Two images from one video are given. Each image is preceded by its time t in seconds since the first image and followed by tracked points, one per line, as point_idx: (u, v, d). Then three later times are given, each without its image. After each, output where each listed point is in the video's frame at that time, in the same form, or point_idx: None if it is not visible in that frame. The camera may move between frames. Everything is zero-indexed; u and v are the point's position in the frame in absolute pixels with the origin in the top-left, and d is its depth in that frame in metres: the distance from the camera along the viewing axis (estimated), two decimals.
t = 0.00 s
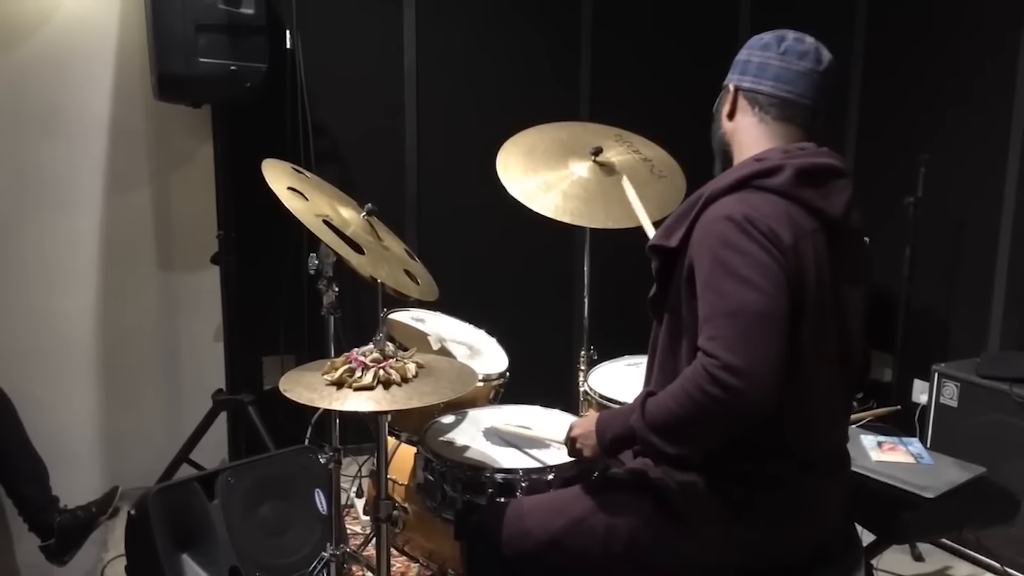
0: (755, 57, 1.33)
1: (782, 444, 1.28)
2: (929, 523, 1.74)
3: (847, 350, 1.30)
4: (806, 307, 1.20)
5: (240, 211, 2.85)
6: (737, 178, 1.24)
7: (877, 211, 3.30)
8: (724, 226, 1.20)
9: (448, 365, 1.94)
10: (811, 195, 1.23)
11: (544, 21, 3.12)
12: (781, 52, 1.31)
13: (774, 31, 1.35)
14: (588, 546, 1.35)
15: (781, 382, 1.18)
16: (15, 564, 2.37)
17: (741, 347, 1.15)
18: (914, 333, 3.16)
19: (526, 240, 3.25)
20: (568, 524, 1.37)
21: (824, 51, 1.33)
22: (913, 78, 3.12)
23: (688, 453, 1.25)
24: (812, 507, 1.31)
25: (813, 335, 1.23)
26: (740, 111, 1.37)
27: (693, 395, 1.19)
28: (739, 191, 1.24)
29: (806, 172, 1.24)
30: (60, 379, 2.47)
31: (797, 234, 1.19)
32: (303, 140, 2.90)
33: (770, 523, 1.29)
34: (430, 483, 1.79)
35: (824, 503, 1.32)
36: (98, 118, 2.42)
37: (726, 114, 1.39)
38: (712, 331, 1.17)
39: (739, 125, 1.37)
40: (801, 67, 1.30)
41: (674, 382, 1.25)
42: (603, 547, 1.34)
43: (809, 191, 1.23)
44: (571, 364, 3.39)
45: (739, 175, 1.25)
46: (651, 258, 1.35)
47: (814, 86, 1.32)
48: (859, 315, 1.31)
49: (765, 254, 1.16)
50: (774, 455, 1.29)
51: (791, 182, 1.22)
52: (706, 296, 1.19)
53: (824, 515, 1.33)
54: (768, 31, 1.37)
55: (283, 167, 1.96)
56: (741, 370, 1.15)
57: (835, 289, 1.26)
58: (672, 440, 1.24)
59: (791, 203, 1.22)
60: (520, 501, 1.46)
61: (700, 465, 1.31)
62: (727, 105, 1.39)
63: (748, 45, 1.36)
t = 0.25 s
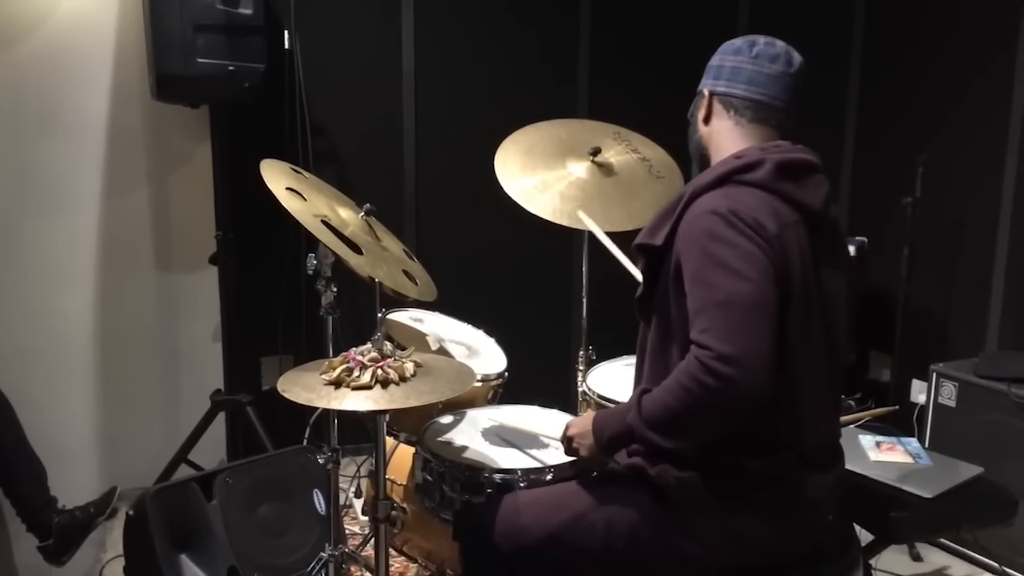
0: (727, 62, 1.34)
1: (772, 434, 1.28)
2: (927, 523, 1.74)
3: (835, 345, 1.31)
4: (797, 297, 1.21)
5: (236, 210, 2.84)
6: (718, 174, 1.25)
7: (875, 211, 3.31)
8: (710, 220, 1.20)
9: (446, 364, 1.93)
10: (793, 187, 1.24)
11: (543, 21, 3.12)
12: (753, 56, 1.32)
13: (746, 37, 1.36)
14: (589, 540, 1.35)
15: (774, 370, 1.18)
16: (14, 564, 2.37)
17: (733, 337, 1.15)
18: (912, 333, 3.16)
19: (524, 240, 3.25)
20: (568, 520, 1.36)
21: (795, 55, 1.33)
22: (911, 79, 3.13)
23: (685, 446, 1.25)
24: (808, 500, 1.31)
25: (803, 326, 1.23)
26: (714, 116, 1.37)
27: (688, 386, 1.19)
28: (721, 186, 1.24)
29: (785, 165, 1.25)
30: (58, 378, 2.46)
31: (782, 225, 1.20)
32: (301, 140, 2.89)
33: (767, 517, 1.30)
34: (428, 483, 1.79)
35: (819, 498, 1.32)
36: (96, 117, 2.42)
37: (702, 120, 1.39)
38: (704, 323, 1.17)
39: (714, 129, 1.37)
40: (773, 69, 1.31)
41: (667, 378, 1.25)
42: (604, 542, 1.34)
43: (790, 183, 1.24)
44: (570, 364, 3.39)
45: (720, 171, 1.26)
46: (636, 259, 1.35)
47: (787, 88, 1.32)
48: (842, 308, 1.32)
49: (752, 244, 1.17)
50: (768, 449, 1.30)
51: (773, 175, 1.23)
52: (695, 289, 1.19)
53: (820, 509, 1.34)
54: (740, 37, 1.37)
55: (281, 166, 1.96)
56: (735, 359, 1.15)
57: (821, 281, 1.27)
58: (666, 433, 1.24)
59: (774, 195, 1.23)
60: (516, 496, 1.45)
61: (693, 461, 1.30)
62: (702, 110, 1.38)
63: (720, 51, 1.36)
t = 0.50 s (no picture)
0: (707, 66, 1.33)
1: (763, 433, 1.28)
2: (927, 523, 1.74)
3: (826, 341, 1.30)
4: (786, 295, 1.21)
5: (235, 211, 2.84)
6: (697, 178, 1.25)
7: (876, 211, 3.30)
8: (692, 225, 1.20)
9: (447, 366, 1.93)
10: (773, 186, 1.24)
11: (543, 21, 3.12)
12: (730, 61, 1.30)
13: (726, 38, 1.34)
14: (587, 541, 1.35)
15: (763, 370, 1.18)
16: (15, 565, 2.37)
17: (722, 340, 1.15)
18: (912, 333, 3.16)
19: (525, 240, 3.25)
20: (567, 520, 1.37)
21: (774, 57, 1.32)
22: (912, 79, 3.13)
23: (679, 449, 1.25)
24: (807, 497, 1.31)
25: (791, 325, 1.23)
26: (695, 119, 1.36)
27: (677, 391, 1.20)
28: (701, 190, 1.24)
29: (763, 165, 1.24)
30: (59, 379, 2.46)
31: (764, 225, 1.20)
32: (301, 140, 2.89)
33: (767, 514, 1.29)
34: (429, 483, 1.79)
35: (815, 495, 1.32)
36: (96, 118, 2.42)
37: (684, 121, 1.39)
38: (692, 327, 1.17)
39: (695, 132, 1.37)
40: (749, 75, 1.30)
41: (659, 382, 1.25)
42: (602, 544, 1.34)
43: (770, 183, 1.24)
44: (570, 364, 3.39)
45: (699, 175, 1.25)
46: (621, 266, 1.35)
47: (765, 93, 1.31)
48: (833, 300, 1.32)
49: (734, 247, 1.17)
50: (763, 448, 1.29)
51: (750, 176, 1.22)
52: (681, 295, 1.19)
53: (820, 506, 1.34)
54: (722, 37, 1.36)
55: (281, 167, 1.96)
56: (723, 361, 1.15)
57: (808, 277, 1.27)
58: (660, 437, 1.24)
59: (754, 195, 1.22)
60: (518, 497, 1.45)
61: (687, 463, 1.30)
62: (683, 113, 1.38)
63: (700, 53, 1.35)
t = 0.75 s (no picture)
0: (712, 62, 1.32)
1: (764, 441, 1.27)
2: (927, 523, 1.74)
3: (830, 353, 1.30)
4: (790, 309, 1.20)
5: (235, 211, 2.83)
6: (705, 189, 1.23)
7: (876, 211, 3.30)
8: (698, 240, 1.18)
9: (447, 366, 1.93)
10: (781, 199, 1.22)
11: (544, 22, 3.12)
12: (737, 56, 1.29)
13: (733, 31, 1.33)
14: (587, 545, 1.35)
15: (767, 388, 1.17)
16: (15, 565, 2.37)
17: (725, 359, 1.14)
18: (912, 334, 3.16)
19: (525, 241, 3.26)
20: (568, 522, 1.36)
21: (781, 49, 1.31)
22: (912, 79, 3.13)
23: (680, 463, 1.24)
24: (808, 501, 1.31)
25: (796, 340, 1.22)
26: (702, 115, 1.36)
27: (681, 408, 1.19)
28: (709, 202, 1.23)
29: (772, 177, 1.23)
30: (60, 380, 2.46)
31: (772, 240, 1.18)
32: (302, 139, 2.89)
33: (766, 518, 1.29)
34: (429, 484, 1.79)
35: (817, 498, 1.32)
36: (97, 119, 2.42)
37: (691, 118, 1.38)
38: (695, 345, 1.16)
39: (702, 128, 1.36)
40: (757, 70, 1.29)
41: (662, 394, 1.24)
42: (602, 547, 1.34)
43: (778, 196, 1.22)
44: (570, 364, 3.39)
45: (708, 185, 1.24)
46: (626, 273, 1.34)
47: (773, 88, 1.30)
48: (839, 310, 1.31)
49: (741, 263, 1.15)
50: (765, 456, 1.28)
51: (759, 187, 1.21)
52: (686, 311, 1.18)
53: (821, 507, 1.33)
54: (727, 30, 1.34)
55: (282, 167, 1.96)
56: (726, 380, 1.14)
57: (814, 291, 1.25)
58: (661, 451, 1.24)
59: (762, 209, 1.21)
60: (519, 499, 1.45)
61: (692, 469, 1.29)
62: (690, 108, 1.38)
63: (706, 47, 1.34)
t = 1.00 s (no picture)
0: (713, 62, 1.31)
1: (771, 448, 1.27)
2: (927, 525, 1.74)
3: (830, 357, 1.29)
4: (789, 318, 1.20)
5: (235, 213, 2.83)
6: (706, 196, 1.23)
7: (876, 212, 3.30)
8: (697, 249, 1.18)
9: (447, 368, 1.94)
10: (781, 206, 1.22)
11: (544, 23, 3.12)
12: (737, 58, 1.29)
13: (735, 31, 1.32)
14: (586, 551, 1.35)
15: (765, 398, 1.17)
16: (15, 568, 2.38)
17: (723, 370, 1.14)
18: (913, 335, 3.16)
19: (525, 242, 3.26)
20: (563, 532, 1.36)
21: (782, 51, 1.29)
22: (912, 80, 3.13)
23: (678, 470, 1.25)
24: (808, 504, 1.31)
25: (794, 348, 1.23)
26: (702, 115, 1.36)
27: (678, 417, 1.19)
28: (709, 209, 1.22)
29: (773, 183, 1.22)
30: (61, 381, 2.45)
31: (772, 248, 1.18)
32: (302, 141, 2.88)
33: (768, 519, 1.29)
34: (430, 486, 1.79)
35: (819, 502, 1.32)
36: (97, 121, 2.42)
37: (691, 118, 1.38)
38: (693, 355, 1.16)
39: (700, 128, 1.37)
40: (757, 73, 1.28)
41: (661, 401, 1.25)
42: (600, 553, 1.34)
43: (778, 202, 1.22)
44: (570, 366, 3.39)
45: (709, 192, 1.23)
46: (626, 278, 1.34)
47: (773, 90, 1.30)
48: (840, 313, 1.31)
49: (740, 274, 1.15)
50: (763, 461, 1.28)
51: (759, 194, 1.21)
52: (684, 321, 1.18)
53: (823, 510, 1.33)
54: (730, 30, 1.34)
55: (281, 168, 1.97)
56: (724, 392, 1.15)
57: (813, 297, 1.25)
58: (658, 459, 1.24)
59: (762, 216, 1.20)
60: (520, 505, 1.43)
61: (696, 479, 1.30)
62: (690, 107, 1.38)
63: (707, 47, 1.33)
